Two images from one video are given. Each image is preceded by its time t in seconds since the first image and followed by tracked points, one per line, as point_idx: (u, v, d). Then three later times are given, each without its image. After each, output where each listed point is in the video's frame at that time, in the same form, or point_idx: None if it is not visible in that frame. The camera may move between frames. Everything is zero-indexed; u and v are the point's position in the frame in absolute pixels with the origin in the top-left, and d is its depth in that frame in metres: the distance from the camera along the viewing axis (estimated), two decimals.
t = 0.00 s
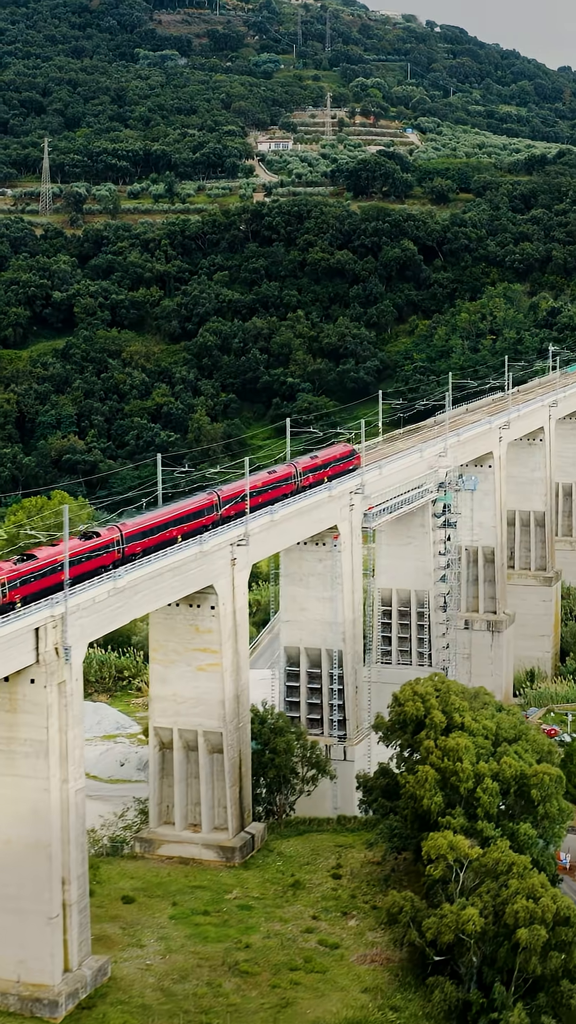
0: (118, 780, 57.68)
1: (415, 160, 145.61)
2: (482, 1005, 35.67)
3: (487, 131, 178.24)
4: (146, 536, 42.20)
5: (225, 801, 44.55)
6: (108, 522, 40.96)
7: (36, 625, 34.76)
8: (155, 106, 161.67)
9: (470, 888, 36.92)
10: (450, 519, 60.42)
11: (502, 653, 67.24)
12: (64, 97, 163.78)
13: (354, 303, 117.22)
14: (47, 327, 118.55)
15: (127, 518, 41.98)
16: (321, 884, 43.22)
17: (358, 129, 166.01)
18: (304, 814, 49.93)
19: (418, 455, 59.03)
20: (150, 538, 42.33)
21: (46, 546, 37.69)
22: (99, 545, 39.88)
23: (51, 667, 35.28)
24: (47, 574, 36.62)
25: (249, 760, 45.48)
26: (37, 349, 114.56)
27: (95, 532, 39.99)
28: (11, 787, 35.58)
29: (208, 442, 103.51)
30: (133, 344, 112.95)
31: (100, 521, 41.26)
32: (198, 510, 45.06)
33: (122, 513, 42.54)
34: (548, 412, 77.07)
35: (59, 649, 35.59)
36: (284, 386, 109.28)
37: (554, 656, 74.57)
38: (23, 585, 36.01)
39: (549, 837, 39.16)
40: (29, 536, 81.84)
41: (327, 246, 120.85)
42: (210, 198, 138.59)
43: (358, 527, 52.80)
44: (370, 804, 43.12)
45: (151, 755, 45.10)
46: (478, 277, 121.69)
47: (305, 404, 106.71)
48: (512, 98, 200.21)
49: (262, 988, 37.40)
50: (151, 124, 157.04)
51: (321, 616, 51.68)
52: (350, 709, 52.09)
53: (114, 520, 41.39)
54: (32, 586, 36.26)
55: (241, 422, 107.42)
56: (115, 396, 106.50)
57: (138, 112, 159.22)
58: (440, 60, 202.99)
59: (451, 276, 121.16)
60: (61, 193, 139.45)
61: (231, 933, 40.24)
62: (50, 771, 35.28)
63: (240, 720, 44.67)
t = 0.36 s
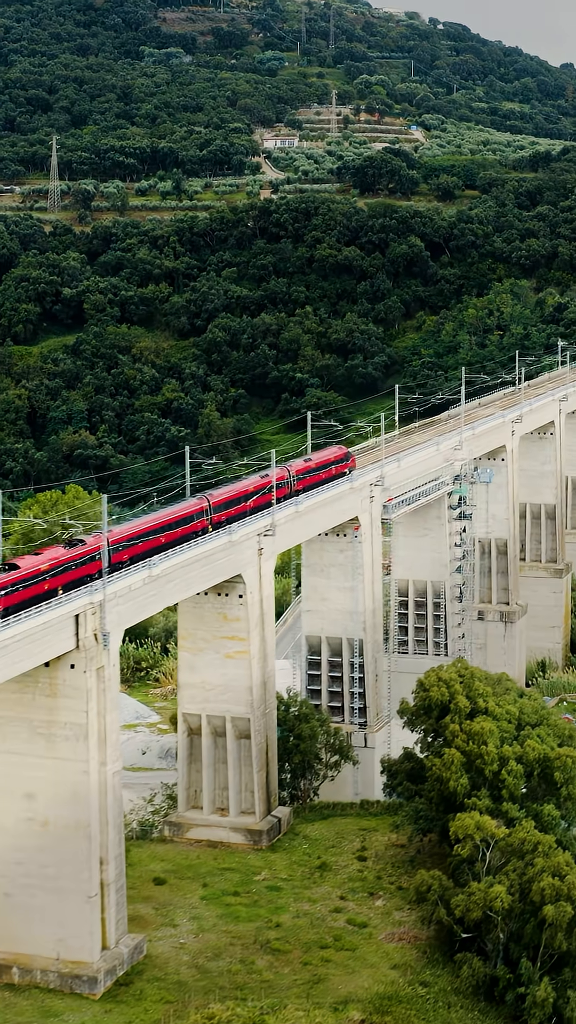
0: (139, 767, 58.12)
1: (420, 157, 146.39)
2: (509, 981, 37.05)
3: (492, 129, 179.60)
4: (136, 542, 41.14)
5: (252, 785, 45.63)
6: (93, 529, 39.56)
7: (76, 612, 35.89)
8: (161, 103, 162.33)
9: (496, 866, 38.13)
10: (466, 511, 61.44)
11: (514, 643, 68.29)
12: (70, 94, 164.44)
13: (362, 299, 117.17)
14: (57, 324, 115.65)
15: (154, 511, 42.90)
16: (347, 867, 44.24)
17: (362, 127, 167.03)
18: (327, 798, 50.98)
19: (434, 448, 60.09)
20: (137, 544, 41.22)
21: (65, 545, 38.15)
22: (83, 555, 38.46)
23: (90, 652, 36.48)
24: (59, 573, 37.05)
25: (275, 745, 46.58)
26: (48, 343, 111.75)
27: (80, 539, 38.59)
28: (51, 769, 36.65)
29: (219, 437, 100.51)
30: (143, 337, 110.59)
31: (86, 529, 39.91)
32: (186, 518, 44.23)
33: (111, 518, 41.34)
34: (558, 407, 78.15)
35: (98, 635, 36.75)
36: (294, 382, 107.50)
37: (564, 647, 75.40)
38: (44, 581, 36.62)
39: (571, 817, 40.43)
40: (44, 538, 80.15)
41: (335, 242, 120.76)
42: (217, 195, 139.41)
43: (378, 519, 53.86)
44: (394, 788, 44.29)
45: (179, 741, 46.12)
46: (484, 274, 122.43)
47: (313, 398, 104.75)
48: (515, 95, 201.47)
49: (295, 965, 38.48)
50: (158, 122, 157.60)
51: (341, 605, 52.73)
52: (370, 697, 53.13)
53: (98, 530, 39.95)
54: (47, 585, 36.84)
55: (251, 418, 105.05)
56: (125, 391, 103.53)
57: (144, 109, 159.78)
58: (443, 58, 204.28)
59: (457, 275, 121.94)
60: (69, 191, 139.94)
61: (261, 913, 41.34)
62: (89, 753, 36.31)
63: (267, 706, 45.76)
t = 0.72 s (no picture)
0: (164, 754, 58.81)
1: (427, 154, 147.55)
2: (539, 951, 38.74)
3: (497, 124, 181.12)
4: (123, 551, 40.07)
5: (284, 765, 46.97)
6: (72, 540, 38.37)
7: (122, 597, 37.25)
8: (169, 100, 163.46)
9: (526, 840, 39.73)
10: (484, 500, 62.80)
11: (529, 632, 69.66)
12: (78, 90, 165.51)
13: (371, 294, 117.44)
14: (69, 320, 115.20)
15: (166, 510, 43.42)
16: (377, 844, 45.62)
17: (369, 124, 168.28)
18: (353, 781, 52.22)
19: (453, 441, 61.47)
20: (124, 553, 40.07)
21: (47, 555, 37.31)
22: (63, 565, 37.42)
23: (135, 635, 37.73)
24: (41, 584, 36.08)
25: (305, 726, 47.94)
26: (61, 337, 111.33)
27: (59, 550, 37.43)
28: (97, 747, 37.98)
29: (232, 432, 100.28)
30: (154, 331, 110.14)
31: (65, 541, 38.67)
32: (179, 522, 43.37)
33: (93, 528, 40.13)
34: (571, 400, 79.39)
35: (142, 618, 38.10)
36: (304, 376, 108.53)
37: None
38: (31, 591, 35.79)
39: None
40: (65, 532, 79.10)
41: (343, 239, 121.28)
42: (226, 192, 140.54)
43: (401, 508, 55.25)
44: (421, 768, 45.79)
45: (212, 723, 47.50)
46: (492, 268, 122.52)
47: (325, 392, 106.06)
48: (518, 91, 203.02)
49: (331, 938, 39.77)
50: (165, 119, 158.78)
51: (365, 593, 54.14)
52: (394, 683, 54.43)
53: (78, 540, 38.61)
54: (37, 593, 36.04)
55: (262, 411, 105.77)
56: (138, 385, 103.08)
57: (152, 107, 160.85)
58: (447, 55, 205.53)
59: (466, 268, 121.61)
60: (79, 187, 140.84)
61: (296, 889, 42.65)
62: (135, 732, 37.64)
63: (298, 689, 47.09)
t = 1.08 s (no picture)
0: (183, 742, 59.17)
1: (432, 151, 148.79)
2: (562, 925, 40.29)
3: (501, 122, 182.48)
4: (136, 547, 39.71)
5: (309, 749, 48.26)
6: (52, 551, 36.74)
7: (159, 583, 38.45)
8: (175, 98, 164.50)
9: (548, 819, 41.18)
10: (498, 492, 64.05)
11: (540, 622, 70.95)
12: (84, 89, 166.55)
13: (379, 290, 116.67)
14: (78, 317, 114.84)
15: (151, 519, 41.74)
16: (400, 825, 46.86)
17: (374, 121, 169.54)
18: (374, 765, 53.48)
19: (468, 434, 62.65)
20: (127, 555, 39.37)
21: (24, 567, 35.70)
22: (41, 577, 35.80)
23: (171, 620, 39.00)
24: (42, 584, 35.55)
25: (328, 712, 49.28)
26: (72, 334, 110.87)
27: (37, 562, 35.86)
28: (133, 729, 39.22)
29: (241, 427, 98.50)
30: (164, 328, 109.52)
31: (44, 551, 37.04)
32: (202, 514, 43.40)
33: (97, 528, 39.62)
34: None
35: (178, 604, 39.34)
36: (313, 371, 106.53)
37: None
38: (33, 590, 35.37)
39: None
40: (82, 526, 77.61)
41: (352, 235, 121.01)
42: (234, 189, 141.88)
43: (419, 499, 56.55)
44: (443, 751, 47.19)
45: (238, 709, 48.79)
46: (498, 265, 122.63)
47: (333, 387, 104.14)
48: (521, 88, 204.59)
49: (359, 913, 41.05)
50: (172, 116, 160.02)
51: (385, 583, 55.33)
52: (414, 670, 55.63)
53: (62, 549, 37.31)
54: (38, 593, 35.54)
55: (272, 406, 104.12)
56: (148, 381, 101.65)
57: (158, 104, 161.96)
58: (449, 53, 206.91)
59: (473, 265, 122.17)
60: (87, 185, 141.93)
61: (323, 867, 43.93)
62: (170, 714, 38.91)
63: (322, 675, 48.42)
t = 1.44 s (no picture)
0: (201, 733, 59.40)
1: (436, 149, 150.00)
2: None
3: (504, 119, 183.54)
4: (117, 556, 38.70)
5: (331, 735, 49.55)
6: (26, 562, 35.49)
7: (192, 570, 39.67)
8: (181, 98, 165.47)
9: (568, 799, 42.48)
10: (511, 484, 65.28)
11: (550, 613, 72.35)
12: (90, 88, 167.33)
13: (386, 286, 116.65)
14: (88, 314, 114.60)
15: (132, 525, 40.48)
16: (421, 807, 48.08)
17: (378, 119, 170.45)
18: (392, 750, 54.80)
19: (482, 427, 63.87)
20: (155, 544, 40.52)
21: None
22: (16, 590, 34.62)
23: (203, 606, 40.23)
24: (20, 598, 34.50)
25: (350, 697, 50.60)
26: (81, 331, 111.00)
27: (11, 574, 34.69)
28: (167, 711, 40.42)
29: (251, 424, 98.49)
30: (173, 325, 109.37)
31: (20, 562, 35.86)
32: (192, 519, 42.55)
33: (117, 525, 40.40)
34: None
35: (209, 590, 40.60)
36: (321, 368, 106.46)
37: None
38: (11, 605, 34.32)
39: None
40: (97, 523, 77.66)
41: (358, 232, 120.34)
42: (241, 187, 142.95)
43: (435, 490, 57.83)
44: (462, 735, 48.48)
45: (263, 695, 50.09)
46: (504, 262, 122.69)
47: (341, 384, 104.08)
48: (524, 86, 206.07)
49: (385, 891, 42.27)
50: (178, 115, 161.29)
51: (403, 572, 56.56)
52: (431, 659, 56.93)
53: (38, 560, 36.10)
54: (10, 609, 34.30)
55: (281, 402, 104.22)
56: (158, 377, 101.71)
57: (164, 102, 163.19)
58: (452, 51, 207.91)
59: (478, 262, 121.42)
60: (95, 183, 142.91)
61: (348, 848, 45.18)
62: (203, 697, 40.12)
63: (344, 662, 49.74)
